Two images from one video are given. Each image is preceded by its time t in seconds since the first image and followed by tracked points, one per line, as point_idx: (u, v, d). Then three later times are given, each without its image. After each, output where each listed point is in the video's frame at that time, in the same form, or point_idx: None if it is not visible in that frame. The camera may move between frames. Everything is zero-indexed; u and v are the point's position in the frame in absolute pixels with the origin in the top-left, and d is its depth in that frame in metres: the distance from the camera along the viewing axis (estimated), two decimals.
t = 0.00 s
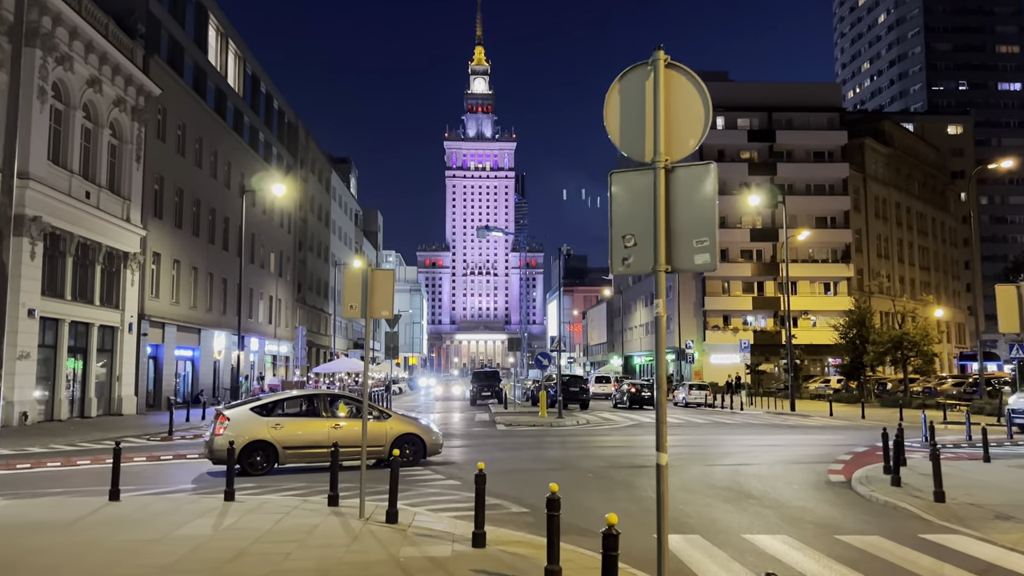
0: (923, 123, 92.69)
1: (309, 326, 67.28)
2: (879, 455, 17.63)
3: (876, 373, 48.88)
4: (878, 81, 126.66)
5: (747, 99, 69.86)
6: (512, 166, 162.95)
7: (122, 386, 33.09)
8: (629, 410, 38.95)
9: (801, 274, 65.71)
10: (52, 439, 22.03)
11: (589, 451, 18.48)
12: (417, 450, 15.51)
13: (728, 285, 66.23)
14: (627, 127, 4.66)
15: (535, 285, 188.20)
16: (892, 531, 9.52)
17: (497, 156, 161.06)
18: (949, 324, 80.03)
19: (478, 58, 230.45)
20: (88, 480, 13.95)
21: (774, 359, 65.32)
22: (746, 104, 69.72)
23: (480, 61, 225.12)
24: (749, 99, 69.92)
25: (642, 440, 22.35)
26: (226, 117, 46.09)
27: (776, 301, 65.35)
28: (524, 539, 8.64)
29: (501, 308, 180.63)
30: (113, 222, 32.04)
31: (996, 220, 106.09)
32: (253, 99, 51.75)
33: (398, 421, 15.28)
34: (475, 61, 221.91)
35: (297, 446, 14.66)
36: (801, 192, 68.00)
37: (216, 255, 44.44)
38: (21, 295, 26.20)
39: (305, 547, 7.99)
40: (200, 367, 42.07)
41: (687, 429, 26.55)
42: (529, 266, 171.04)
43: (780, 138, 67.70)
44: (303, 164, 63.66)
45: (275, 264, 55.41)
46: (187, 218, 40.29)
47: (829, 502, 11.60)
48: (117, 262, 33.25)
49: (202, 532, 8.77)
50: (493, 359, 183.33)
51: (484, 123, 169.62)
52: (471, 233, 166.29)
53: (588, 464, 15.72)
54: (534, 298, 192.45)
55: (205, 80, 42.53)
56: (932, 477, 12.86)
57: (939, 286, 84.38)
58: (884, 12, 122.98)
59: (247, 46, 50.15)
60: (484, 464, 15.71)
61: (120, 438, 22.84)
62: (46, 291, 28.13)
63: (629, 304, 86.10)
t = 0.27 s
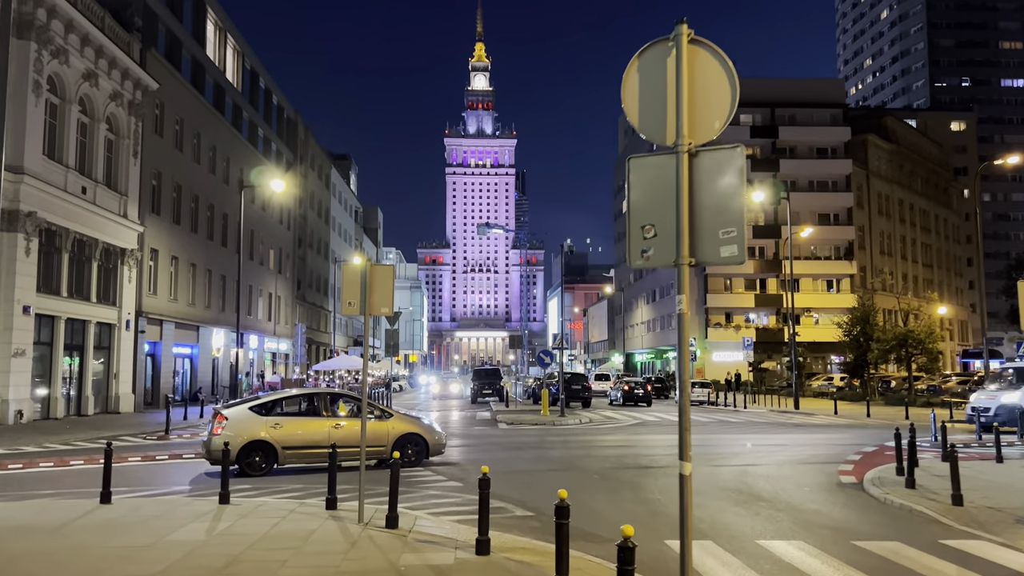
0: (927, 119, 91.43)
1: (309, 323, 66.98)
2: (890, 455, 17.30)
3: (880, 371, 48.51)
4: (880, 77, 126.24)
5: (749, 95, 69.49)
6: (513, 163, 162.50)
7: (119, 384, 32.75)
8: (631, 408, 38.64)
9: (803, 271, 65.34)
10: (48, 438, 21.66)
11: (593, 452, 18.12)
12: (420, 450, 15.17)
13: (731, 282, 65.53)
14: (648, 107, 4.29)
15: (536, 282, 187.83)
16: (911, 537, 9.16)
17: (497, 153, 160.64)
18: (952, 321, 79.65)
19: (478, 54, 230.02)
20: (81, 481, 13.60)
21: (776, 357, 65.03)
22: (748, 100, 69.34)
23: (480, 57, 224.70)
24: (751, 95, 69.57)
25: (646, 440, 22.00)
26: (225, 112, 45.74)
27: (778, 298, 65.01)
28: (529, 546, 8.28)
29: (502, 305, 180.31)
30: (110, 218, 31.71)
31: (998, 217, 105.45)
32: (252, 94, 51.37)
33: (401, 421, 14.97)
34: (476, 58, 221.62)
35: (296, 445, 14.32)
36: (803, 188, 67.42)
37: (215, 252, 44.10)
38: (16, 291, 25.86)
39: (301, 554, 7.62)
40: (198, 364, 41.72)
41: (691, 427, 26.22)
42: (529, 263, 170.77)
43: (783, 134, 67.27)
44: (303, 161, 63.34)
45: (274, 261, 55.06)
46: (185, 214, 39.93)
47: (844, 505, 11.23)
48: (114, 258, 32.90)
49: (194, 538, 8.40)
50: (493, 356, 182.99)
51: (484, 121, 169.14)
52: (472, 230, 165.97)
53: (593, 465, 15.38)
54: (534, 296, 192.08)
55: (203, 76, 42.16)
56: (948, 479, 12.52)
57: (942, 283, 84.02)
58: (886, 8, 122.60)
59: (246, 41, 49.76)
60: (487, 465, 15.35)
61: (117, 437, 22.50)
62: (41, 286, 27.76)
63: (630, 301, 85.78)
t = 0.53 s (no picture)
0: (929, 115, 91.10)
1: (308, 319, 66.65)
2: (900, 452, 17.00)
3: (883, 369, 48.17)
4: (882, 73, 125.81)
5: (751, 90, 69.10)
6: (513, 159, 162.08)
7: (117, 380, 32.44)
8: (633, 404, 38.33)
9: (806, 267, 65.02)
10: (44, 434, 21.35)
11: (599, 449, 17.81)
12: (423, 447, 14.87)
13: (732, 277, 65.34)
14: (677, 79, 3.96)
15: (536, 279, 187.44)
16: (933, 538, 8.85)
17: (498, 149, 160.17)
18: (955, 318, 79.33)
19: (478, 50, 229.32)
20: (76, 478, 13.27)
21: (778, 353, 64.77)
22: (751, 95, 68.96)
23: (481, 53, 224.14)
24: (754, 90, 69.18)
25: (650, 436, 21.71)
26: (224, 106, 45.35)
27: (780, 294, 64.70)
28: (538, 547, 7.97)
29: (502, 302, 180.00)
30: (108, 212, 31.38)
31: (1000, 213, 105.04)
32: (252, 88, 51.01)
33: (403, 417, 14.67)
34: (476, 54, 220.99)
35: (296, 442, 14.00)
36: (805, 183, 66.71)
37: (214, 247, 43.73)
38: (13, 286, 25.55)
39: (302, 557, 7.29)
40: (197, 360, 41.39)
41: (695, 424, 25.94)
42: (529, 259, 170.54)
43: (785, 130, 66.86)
44: (303, 156, 62.99)
45: (274, 256, 54.70)
46: (184, 209, 39.58)
47: (861, 506, 10.91)
48: (113, 253, 32.58)
49: (190, 539, 8.09)
50: (494, 353, 182.66)
51: (485, 116, 168.60)
52: (472, 226, 165.59)
53: (599, 462, 15.07)
54: (535, 292, 191.73)
55: (203, 69, 41.80)
56: (965, 478, 12.21)
57: (944, 279, 83.65)
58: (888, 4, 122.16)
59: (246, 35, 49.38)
60: (492, 462, 15.03)
61: (114, 433, 22.16)
62: (38, 281, 27.44)
63: (631, 297, 85.46)
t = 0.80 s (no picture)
0: (932, 113, 90.82)
1: (308, 317, 66.33)
2: (911, 454, 16.68)
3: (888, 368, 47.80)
4: (884, 71, 125.48)
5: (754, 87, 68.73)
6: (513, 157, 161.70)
7: (115, 378, 32.12)
8: (636, 404, 38.00)
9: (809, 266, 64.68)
10: (40, 435, 21.03)
11: (605, 450, 17.48)
12: (426, 449, 14.54)
13: (735, 276, 65.12)
14: (715, 58, 3.63)
15: (537, 277, 187.02)
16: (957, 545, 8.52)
17: (498, 148, 159.76)
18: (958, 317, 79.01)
19: (479, 48, 228.89)
20: (71, 481, 12.93)
21: (781, 352, 64.46)
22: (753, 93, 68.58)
23: (481, 52, 223.70)
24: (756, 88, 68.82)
25: (656, 437, 21.39)
26: (223, 103, 44.98)
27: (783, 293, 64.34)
28: (548, 556, 7.64)
29: (502, 301, 179.68)
30: (106, 209, 31.05)
31: (1003, 212, 104.66)
32: (251, 85, 50.63)
33: (406, 418, 14.37)
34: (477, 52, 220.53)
35: (297, 444, 13.69)
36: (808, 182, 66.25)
37: (214, 244, 43.42)
38: (9, 283, 25.19)
39: (302, 566, 6.95)
40: (196, 359, 41.03)
41: (700, 424, 25.62)
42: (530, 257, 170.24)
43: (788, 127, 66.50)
44: (303, 154, 62.64)
45: (274, 254, 54.35)
46: (183, 206, 39.25)
47: (878, 511, 10.58)
48: (111, 251, 32.25)
49: (187, 547, 7.78)
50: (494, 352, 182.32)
51: (485, 114, 168.19)
52: (472, 225, 165.26)
53: (606, 464, 14.76)
54: (535, 291, 191.48)
55: (202, 65, 41.42)
56: (982, 481, 11.90)
57: (947, 278, 83.27)
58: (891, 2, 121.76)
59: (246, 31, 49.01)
60: (496, 465, 14.70)
61: (111, 434, 21.83)
62: (35, 278, 27.09)
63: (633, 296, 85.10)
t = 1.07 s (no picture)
0: (936, 110, 90.40)
1: (311, 315, 66.10)
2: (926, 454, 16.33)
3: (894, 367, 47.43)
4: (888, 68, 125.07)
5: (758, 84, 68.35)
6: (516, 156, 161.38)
7: (116, 376, 31.85)
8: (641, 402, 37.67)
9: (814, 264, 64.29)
10: (39, 432, 20.75)
11: (613, 449, 17.15)
12: (430, 447, 14.22)
13: (739, 274, 64.81)
14: (760, 18, 3.30)
15: (539, 276, 186.70)
16: (986, 548, 8.19)
17: (500, 146, 159.44)
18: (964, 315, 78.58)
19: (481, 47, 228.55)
20: (67, 480, 12.62)
21: (786, 350, 64.09)
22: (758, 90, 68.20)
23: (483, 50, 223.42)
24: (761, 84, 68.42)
25: (663, 436, 21.07)
26: (225, 99, 44.65)
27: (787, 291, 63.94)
28: (561, 559, 7.31)
29: (504, 299, 179.44)
30: (107, 205, 30.76)
31: (1008, 210, 104.19)
32: (253, 81, 50.34)
33: (410, 416, 14.08)
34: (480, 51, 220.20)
35: (298, 442, 13.38)
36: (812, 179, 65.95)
37: (216, 242, 43.16)
38: (8, 280, 24.90)
39: (305, 570, 6.64)
40: (198, 356, 40.76)
41: (707, 423, 25.28)
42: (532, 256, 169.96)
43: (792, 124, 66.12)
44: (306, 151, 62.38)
45: (276, 252, 54.11)
46: (185, 203, 38.96)
47: (899, 512, 10.25)
48: (112, 247, 31.96)
49: (184, 548, 7.47)
50: (496, 350, 182.07)
51: (487, 113, 167.85)
52: (474, 223, 165.01)
53: (615, 463, 14.43)
54: (537, 289, 191.22)
55: (203, 61, 41.09)
56: (1004, 481, 11.57)
57: (952, 276, 82.85)
58: None
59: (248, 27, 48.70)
60: (502, 463, 14.37)
61: (110, 432, 21.52)
62: (34, 275, 26.79)
63: (636, 294, 84.78)
